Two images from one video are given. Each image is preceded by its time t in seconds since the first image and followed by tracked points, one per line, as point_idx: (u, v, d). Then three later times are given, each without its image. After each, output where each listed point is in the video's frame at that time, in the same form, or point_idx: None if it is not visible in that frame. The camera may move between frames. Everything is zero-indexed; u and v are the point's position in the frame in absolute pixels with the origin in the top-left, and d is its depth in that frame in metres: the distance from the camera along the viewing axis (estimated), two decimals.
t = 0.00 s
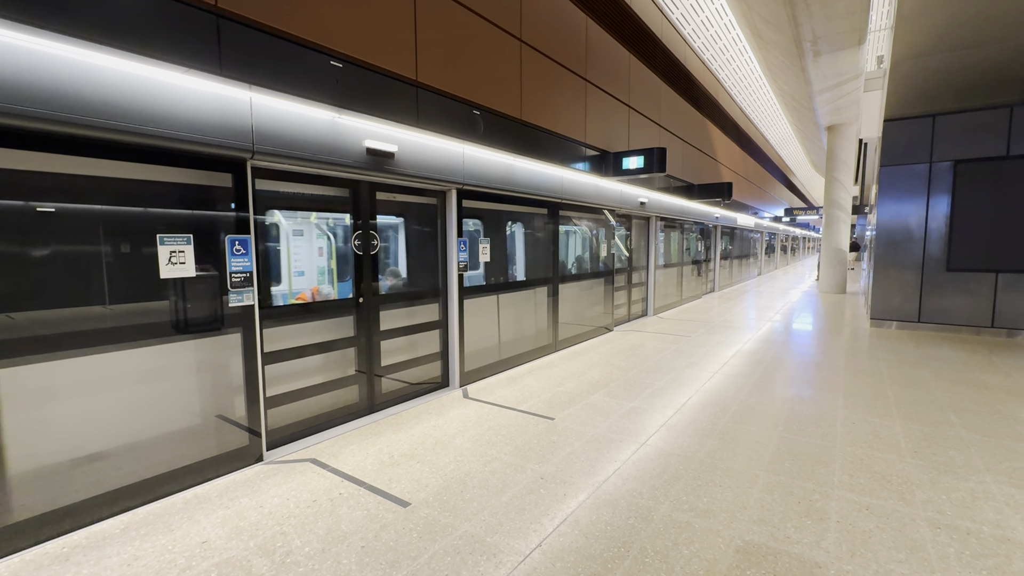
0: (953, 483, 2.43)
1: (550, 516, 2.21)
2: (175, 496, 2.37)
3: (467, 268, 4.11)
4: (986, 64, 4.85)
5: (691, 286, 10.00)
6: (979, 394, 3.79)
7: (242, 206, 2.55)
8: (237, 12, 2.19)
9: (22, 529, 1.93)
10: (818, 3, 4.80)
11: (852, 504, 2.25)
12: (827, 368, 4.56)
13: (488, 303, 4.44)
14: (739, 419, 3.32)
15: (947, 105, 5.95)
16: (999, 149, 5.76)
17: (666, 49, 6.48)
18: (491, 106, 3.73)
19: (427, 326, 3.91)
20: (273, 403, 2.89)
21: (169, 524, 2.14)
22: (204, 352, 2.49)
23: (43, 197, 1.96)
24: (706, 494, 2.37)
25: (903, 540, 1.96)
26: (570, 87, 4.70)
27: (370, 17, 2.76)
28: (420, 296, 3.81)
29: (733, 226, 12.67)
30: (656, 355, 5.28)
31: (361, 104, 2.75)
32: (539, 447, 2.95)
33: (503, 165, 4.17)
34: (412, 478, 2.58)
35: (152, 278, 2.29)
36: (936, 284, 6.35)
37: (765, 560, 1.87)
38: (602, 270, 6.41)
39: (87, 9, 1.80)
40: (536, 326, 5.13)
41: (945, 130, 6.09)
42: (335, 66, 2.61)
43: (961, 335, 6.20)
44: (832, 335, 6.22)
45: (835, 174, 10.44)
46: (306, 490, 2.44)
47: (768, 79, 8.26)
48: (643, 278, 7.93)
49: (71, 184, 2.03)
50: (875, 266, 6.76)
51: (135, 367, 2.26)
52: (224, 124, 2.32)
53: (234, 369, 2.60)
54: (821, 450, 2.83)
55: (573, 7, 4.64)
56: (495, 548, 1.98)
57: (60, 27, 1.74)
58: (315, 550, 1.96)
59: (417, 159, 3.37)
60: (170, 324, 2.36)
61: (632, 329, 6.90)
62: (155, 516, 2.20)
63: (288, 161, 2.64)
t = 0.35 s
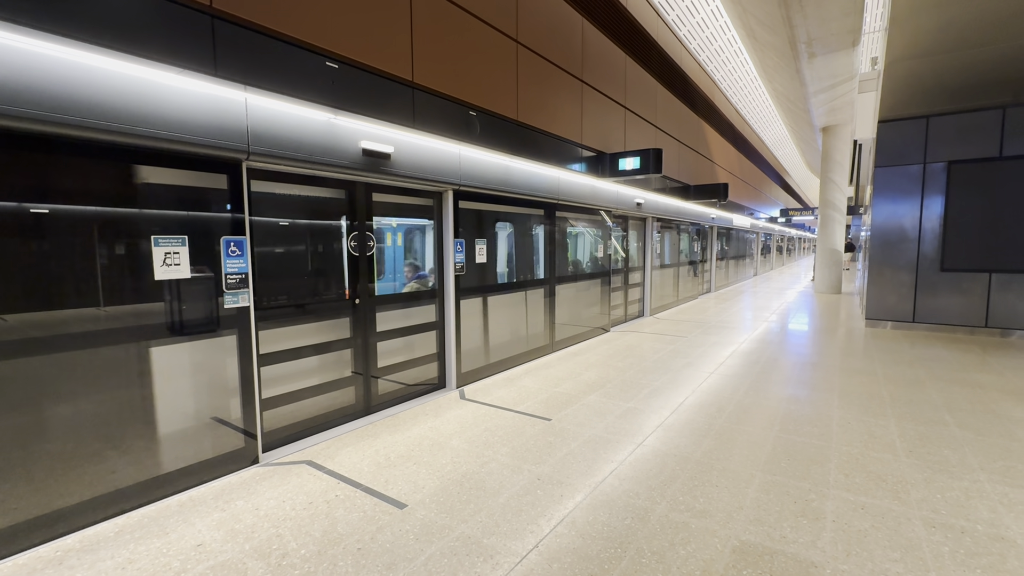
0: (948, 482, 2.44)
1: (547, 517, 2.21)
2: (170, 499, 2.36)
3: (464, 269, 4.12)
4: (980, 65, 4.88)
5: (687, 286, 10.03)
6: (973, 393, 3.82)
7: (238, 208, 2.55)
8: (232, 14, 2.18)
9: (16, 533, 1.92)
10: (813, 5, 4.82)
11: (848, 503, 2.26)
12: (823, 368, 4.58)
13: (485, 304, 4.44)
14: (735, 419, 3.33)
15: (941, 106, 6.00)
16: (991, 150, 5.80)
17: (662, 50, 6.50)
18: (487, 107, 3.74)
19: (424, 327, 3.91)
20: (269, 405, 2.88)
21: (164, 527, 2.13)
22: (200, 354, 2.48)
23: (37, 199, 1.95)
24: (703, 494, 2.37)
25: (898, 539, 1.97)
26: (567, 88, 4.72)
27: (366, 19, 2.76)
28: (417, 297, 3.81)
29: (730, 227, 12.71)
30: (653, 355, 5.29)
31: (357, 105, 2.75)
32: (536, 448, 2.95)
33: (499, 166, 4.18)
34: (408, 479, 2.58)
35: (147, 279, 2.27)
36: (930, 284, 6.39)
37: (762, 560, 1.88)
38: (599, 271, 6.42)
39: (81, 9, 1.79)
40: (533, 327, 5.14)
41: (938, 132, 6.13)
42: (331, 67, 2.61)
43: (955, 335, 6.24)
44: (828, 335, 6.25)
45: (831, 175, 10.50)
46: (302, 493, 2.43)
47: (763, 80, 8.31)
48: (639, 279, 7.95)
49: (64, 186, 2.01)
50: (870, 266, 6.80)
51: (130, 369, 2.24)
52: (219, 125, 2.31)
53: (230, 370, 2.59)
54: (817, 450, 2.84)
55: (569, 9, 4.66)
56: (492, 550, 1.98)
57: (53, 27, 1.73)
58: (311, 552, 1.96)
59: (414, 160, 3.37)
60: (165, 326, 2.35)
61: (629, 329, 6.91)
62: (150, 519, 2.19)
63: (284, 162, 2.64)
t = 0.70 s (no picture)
0: (941, 480, 2.46)
1: (543, 517, 2.21)
2: (164, 501, 2.35)
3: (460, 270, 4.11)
4: (971, 68, 4.93)
5: (683, 287, 10.06)
6: (965, 392, 3.85)
7: (232, 208, 2.54)
8: (226, 13, 2.17)
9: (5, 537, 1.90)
10: (806, 8, 4.86)
11: (842, 503, 2.28)
12: (817, 368, 4.61)
13: (481, 305, 4.44)
14: (731, 420, 3.34)
15: (933, 108, 6.05)
16: (983, 152, 5.86)
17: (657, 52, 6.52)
18: (483, 108, 3.74)
19: (420, 328, 3.90)
20: (264, 406, 2.87)
21: (157, 530, 2.11)
22: (194, 355, 2.45)
23: (30, 199, 1.94)
24: (698, 494, 2.38)
25: (892, 538, 1.98)
26: (562, 89, 4.73)
27: (361, 19, 2.76)
28: (412, 298, 3.80)
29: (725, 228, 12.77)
30: (649, 355, 5.30)
31: (352, 106, 2.75)
32: (531, 449, 2.95)
33: (495, 167, 4.18)
34: (404, 481, 2.57)
35: (140, 281, 2.25)
36: (923, 285, 6.43)
37: (757, 560, 1.88)
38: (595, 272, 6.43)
39: (74, 9, 1.77)
40: (529, 328, 5.14)
41: (931, 133, 6.19)
42: (326, 67, 2.60)
43: (948, 335, 6.29)
44: (822, 335, 6.29)
45: (825, 176, 10.57)
46: (297, 495, 2.42)
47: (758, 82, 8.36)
48: (635, 280, 7.97)
49: (58, 187, 2.00)
50: (864, 267, 6.84)
51: (124, 371, 2.23)
52: (213, 125, 2.31)
53: (225, 372, 2.57)
54: (812, 450, 2.84)
55: (565, 10, 4.67)
56: (487, 551, 1.97)
57: (45, 27, 1.71)
58: (306, 555, 1.95)
59: (409, 161, 3.37)
60: (159, 328, 2.33)
61: (625, 330, 6.92)
62: (143, 522, 2.17)
63: (279, 163, 2.63)
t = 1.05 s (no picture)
0: (934, 479, 2.48)
1: (538, 518, 2.20)
2: (157, 504, 2.33)
3: (455, 271, 4.10)
4: (963, 70, 4.97)
5: (678, 288, 10.10)
6: (957, 392, 3.88)
7: (226, 209, 2.51)
8: (220, 13, 2.16)
9: None
10: (800, 10, 4.89)
11: (836, 502, 2.29)
12: (811, 368, 4.64)
13: (477, 306, 4.43)
14: (726, 420, 3.35)
15: (925, 110, 6.10)
16: (974, 154, 5.91)
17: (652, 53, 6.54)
18: (479, 109, 3.74)
19: (415, 330, 3.89)
20: (259, 408, 2.85)
21: (149, 534, 2.09)
22: (187, 357, 2.44)
23: (21, 200, 1.92)
24: (693, 495, 2.38)
25: (886, 537, 2.00)
26: (558, 90, 4.74)
27: (356, 20, 2.75)
28: (407, 299, 3.79)
29: (720, 228, 12.83)
30: (644, 356, 5.31)
31: (347, 106, 2.74)
32: (527, 450, 2.94)
33: (490, 168, 4.18)
34: (399, 482, 2.56)
35: (133, 282, 2.24)
36: (916, 285, 6.49)
37: (752, 559, 1.88)
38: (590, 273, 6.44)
39: (65, 8, 1.76)
40: (525, 328, 5.14)
41: (922, 135, 6.24)
42: (321, 68, 2.59)
43: (940, 335, 6.34)
44: (816, 335, 6.33)
45: (819, 177, 10.64)
46: (292, 497, 2.41)
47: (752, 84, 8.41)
48: (631, 280, 7.99)
49: (49, 188, 1.99)
50: (857, 267, 6.89)
51: (117, 373, 2.22)
52: (207, 125, 2.29)
53: (218, 374, 2.56)
54: (806, 450, 2.85)
55: (560, 12, 4.68)
56: (483, 552, 1.96)
57: (36, 25, 1.69)
58: (300, 557, 1.93)
59: (405, 161, 3.36)
60: (152, 329, 2.32)
61: (620, 331, 6.94)
62: (135, 525, 2.15)
63: (274, 164, 2.62)
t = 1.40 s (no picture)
0: (927, 479, 2.49)
1: (534, 520, 2.20)
2: (150, 507, 2.30)
3: (451, 272, 4.09)
4: (955, 73, 5.02)
5: (673, 289, 10.13)
6: (949, 391, 3.91)
7: (220, 209, 2.49)
8: (213, 12, 2.14)
9: None
10: (793, 12, 4.92)
11: (831, 502, 2.30)
12: (805, 368, 4.67)
13: (473, 307, 4.42)
14: (721, 420, 3.36)
15: (918, 112, 6.15)
16: (965, 155, 5.96)
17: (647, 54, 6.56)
18: (474, 109, 3.74)
19: (410, 331, 3.87)
20: (253, 410, 2.83)
21: (141, 537, 2.07)
22: (180, 359, 2.42)
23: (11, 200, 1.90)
24: (688, 495, 2.39)
25: (879, 536, 2.01)
26: (553, 91, 4.75)
27: (351, 20, 2.74)
28: (402, 301, 3.77)
29: (714, 229, 12.89)
30: (640, 357, 5.31)
31: (341, 107, 2.73)
32: (522, 451, 2.94)
33: (486, 169, 4.18)
34: (394, 484, 2.55)
35: (125, 284, 2.23)
36: (908, 285, 6.53)
37: (747, 560, 1.89)
38: (586, 273, 6.45)
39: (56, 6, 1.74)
40: (520, 329, 5.13)
41: (915, 136, 6.29)
42: (315, 68, 2.58)
43: (933, 335, 6.39)
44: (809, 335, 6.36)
45: (813, 179, 10.71)
46: (286, 499, 2.39)
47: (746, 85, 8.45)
48: (626, 281, 8.00)
49: (40, 189, 1.97)
50: (851, 268, 6.93)
51: (109, 375, 2.19)
52: (200, 125, 2.27)
53: (212, 375, 2.54)
54: (800, 450, 2.87)
55: (555, 13, 4.69)
56: (478, 554, 1.96)
57: (26, 24, 1.67)
58: (294, 560, 1.92)
59: (400, 162, 3.36)
60: (145, 331, 2.29)
61: (616, 332, 6.95)
62: (127, 529, 2.12)
63: (267, 164, 2.60)
